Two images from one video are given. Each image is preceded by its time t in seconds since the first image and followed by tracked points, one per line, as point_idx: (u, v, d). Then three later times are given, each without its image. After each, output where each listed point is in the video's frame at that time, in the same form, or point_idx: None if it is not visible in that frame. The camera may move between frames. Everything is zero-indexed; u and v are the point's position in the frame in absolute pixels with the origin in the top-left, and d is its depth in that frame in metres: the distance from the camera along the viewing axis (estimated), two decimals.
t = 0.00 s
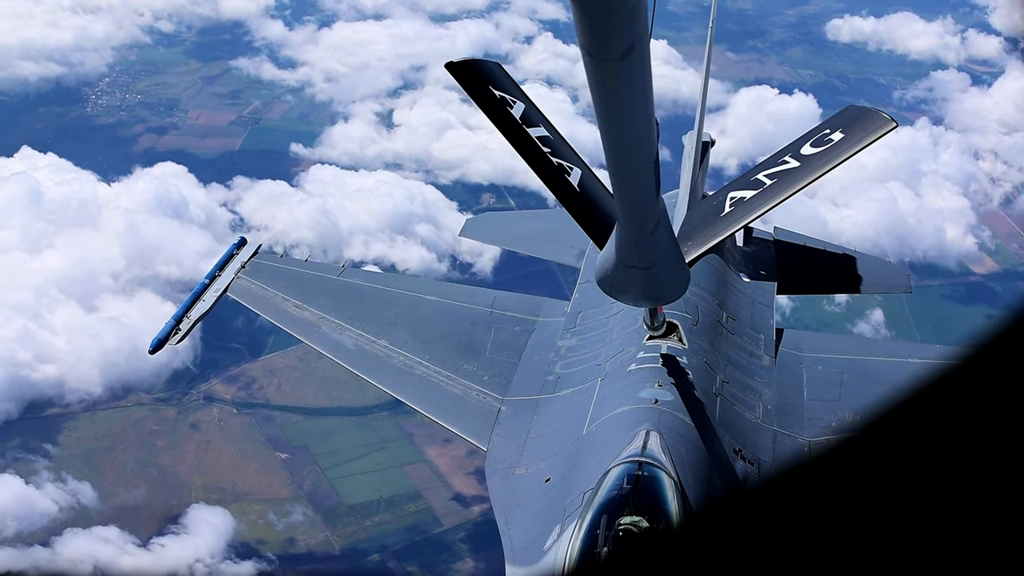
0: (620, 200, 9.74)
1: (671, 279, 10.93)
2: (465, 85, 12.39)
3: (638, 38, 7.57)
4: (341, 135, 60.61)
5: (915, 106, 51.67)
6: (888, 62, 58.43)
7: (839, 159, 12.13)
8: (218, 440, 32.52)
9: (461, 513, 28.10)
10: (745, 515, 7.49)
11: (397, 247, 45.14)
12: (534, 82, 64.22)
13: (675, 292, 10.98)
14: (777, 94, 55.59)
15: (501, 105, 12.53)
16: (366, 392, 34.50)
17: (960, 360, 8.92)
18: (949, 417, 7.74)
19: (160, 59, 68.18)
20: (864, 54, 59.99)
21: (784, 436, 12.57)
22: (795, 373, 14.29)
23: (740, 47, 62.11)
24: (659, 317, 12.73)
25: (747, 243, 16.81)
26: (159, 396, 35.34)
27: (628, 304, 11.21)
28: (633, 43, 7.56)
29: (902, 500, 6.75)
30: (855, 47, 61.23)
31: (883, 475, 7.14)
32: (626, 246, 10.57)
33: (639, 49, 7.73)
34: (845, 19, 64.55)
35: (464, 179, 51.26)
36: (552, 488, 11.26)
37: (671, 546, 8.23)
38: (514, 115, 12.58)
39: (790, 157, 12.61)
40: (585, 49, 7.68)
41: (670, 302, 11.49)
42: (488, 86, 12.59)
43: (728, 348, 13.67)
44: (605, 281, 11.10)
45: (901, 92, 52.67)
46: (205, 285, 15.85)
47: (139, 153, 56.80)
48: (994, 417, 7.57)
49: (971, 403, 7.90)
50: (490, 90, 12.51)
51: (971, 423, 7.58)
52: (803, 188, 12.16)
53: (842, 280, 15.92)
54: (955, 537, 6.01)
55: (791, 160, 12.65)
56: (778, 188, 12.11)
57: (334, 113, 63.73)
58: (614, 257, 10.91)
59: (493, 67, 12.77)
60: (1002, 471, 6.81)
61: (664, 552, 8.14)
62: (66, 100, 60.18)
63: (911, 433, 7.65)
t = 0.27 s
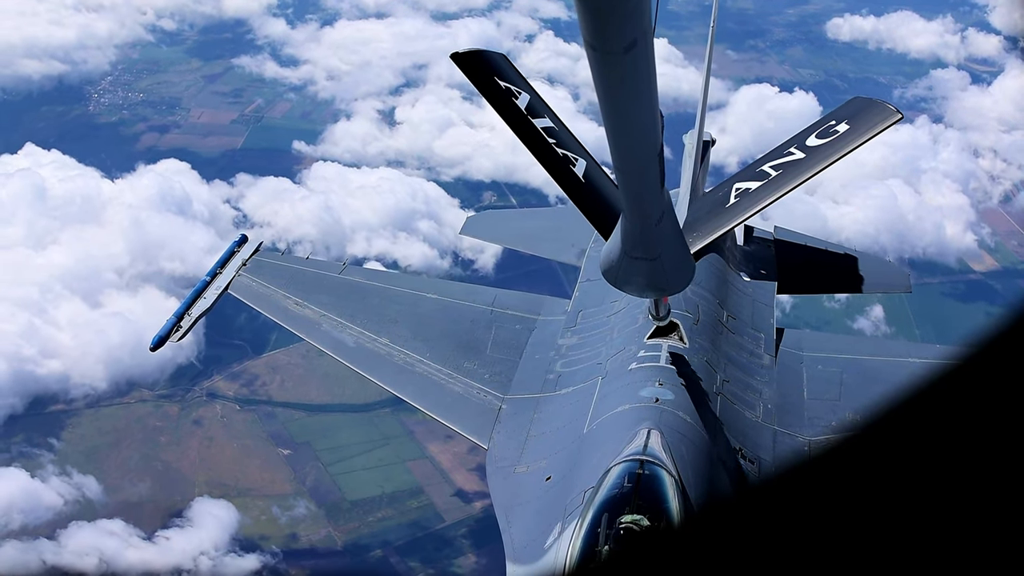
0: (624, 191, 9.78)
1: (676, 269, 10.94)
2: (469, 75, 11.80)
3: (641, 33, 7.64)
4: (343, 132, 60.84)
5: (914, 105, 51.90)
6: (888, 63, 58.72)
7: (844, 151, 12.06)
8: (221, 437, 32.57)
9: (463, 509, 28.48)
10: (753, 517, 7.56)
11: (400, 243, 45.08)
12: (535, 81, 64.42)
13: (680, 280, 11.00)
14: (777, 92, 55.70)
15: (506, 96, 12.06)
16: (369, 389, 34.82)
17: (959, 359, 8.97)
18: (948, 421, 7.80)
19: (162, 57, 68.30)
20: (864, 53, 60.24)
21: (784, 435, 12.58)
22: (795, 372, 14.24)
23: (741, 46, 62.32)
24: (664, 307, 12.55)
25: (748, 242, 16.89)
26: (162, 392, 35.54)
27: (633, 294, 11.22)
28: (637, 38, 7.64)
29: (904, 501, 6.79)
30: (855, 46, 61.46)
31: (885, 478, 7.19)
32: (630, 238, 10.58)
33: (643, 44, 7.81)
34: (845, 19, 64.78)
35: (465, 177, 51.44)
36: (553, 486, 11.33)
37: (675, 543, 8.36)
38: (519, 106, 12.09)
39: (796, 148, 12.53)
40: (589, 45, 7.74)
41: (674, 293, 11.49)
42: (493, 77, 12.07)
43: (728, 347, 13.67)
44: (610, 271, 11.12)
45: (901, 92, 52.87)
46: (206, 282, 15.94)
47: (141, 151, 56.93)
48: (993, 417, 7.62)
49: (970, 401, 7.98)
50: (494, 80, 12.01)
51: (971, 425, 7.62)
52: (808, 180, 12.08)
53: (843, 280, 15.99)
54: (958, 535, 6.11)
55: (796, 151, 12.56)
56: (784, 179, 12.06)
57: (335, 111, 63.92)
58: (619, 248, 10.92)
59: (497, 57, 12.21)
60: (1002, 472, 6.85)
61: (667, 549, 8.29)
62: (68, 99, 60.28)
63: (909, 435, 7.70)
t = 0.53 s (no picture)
0: (628, 183, 9.22)
1: (683, 264, 10.21)
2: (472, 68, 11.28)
3: (646, 28, 7.51)
4: (346, 129, 61.09)
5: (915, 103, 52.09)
6: (888, 60, 58.94)
7: (858, 141, 11.03)
8: (224, 433, 32.83)
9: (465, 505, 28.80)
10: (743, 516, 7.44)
11: (401, 238, 45.18)
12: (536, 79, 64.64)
13: (687, 276, 10.23)
14: (777, 89, 55.80)
15: (511, 89, 11.39)
16: (371, 385, 35.06)
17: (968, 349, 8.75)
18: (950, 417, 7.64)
19: (164, 55, 68.49)
20: (864, 51, 60.46)
21: (783, 434, 12.65)
22: (795, 372, 14.27)
23: (742, 44, 62.56)
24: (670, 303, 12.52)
25: (747, 241, 16.93)
26: (165, 389, 35.69)
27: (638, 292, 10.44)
28: (641, 33, 7.49)
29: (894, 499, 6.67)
30: (855, 43, 61.69)
31: (879, 477, 7.05)
32: (636, 231, 9.84)
33: (647, 40, 7.68)
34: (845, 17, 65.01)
35: (466, 173, 51.57)
36: (552, 486, 11.40)
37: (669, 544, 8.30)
38: (525, 100, 11.43)
39: (803, 141, 11.51)
40: (592, 40, 7.60)
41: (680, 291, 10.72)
42: (500, 71, 11.45)
43: (728, 346, 13.67)
44: (616, 268, 10.34)
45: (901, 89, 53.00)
46: (206, 282, 16.12)
47: (143, 148, 57.09)
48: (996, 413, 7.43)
49: (973, 400, 7.74)
50: (499, 73, 11.39)
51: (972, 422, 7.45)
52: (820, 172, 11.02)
53: (842, 279, 16.03)
54: (948, 551, 5.67)
55: (803, 144, 11.55)
56: (793, 171, 11.01)
57: (337, 108, 64.12)
58: (624, 243, 10.18)
59: (506, 52, 11.72)
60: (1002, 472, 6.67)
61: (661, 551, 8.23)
62: (71, 97, 60.55)
63: (914, 428, 7.59)
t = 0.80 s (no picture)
0: (632, 182, 9.08)
1: (687, 263, 10.14)
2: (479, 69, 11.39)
3: (648, 26, 7.30)
4: (348, 126, 61.36)
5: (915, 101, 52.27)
6: (889, 58, 59.10)
7: (860, 142, 11.06)
8: (226, 428, 33.15)
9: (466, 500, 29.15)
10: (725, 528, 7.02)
11: (404, 234, 45.42)
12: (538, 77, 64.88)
13: (691, 275, 10.17)
14: (778, 86, 55.86)
15: (516, 90, 11.51)
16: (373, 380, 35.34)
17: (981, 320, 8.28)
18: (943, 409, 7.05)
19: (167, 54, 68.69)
20: (865, 48, 60.64)
21: (781, 436, 12.70)
22: (792, 373, 14.36)
23: (743, 41, 62.80)
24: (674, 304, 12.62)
25: (745, 243, 17.15)
26: (168, 384, 35.87)
27: (642, 290, 10.45)
28: (643, 31, 7.29)
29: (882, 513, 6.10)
30: (856, 41, 61.91)
31: (869, 478, 6.50)
32: (640, 230, 9.80)
33: (650, 37, 7.44)
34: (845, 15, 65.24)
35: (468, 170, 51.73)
36: (550, 488, 11.51)
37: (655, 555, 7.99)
38: (530, 99, 11.52)
39: (807, 142, 11.50)
40: (594, 38, 7.42)
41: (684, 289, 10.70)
42: (503, 72, 11.61)
43: (726, 348, 13.73)
44: (619, 268, 10.34)
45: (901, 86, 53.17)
46: (206, 282, 16.29)
47: (145, 145, 57.25)
48: (995, 402, 6.87)
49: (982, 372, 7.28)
50: (505, 74, 11.54)
51: (969, 415, 6.88)
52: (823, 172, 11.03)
53: (840, 281, 16.16)
54: (946, 560, 5.46)
55: (808, 144, 11.54)
56: (796, 172, 11.02)
57: (339, 106, 64.35)
58: (628, 241, 10.17)
59: (509, 51, 11.86)
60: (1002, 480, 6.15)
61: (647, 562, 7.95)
62: (74, 94, 60.90)
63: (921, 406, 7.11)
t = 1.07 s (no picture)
0: (631, 183, 9.18)
1: (687, 265, 10.26)
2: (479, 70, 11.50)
3: (648, 27, 7.36)
4: (351, 122, 61.54)
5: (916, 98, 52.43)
6: (890, 54, 59.24)
7: (860, 143, 11.12)
8: (230, 423, 33.46)
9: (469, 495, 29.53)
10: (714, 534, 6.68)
11: (407, 229, 45.65)
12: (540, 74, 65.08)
13: (691, 276, 10.29)
14: (780, 81, 55.93)
15: (515, 91, 11.59)
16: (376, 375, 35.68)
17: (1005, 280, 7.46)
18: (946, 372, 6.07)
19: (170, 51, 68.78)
20: (866, 45, 60.79)
21: (778, 441, 12.71)
22: (790, 377, 14.41)
23: (744, 39, 62.98)
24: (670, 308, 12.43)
25: (743, 246, 17.04)
26: (173, 378, 36.01)
27: (641, 291, 10.57)
28: (644, 32, 7.35)
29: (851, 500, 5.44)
30: (857, 39, 62.07)
31: (846, 460, 5.81)
32: (639, 232, 9.90)
33: (650, 39, 7.51)
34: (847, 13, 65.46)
35: (471, 166, 51.87)
36: (547, 492, 11.48)
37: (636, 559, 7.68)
38: (530, 101, 11.63)
39: (807, 143, 11.57)
40: (595, 38, 7.47)
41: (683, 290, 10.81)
42: (503, 73, 11.68)
43: (724, 352, 13.69)
44: (619, 268, 10.44)
45: (903, 82, 53.27)
46: (204, 283, 16.43)
47: (148, 141, 57.33)
48: (999, 345, 5.82)
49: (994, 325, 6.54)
50: (505, 75, 11.62)
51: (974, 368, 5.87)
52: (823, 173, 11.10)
53: (838, 285, 16.27)
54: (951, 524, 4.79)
55: (807, 146, 11.61)
56: (794, 173, 11.10)
57: (342, 101, 64.48)
58: (628, 242, 10.26)
59: (508, 52, 11.91)
60: (1000, 444, 5.26)
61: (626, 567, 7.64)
62: (78, 91, 61.18)
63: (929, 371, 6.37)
